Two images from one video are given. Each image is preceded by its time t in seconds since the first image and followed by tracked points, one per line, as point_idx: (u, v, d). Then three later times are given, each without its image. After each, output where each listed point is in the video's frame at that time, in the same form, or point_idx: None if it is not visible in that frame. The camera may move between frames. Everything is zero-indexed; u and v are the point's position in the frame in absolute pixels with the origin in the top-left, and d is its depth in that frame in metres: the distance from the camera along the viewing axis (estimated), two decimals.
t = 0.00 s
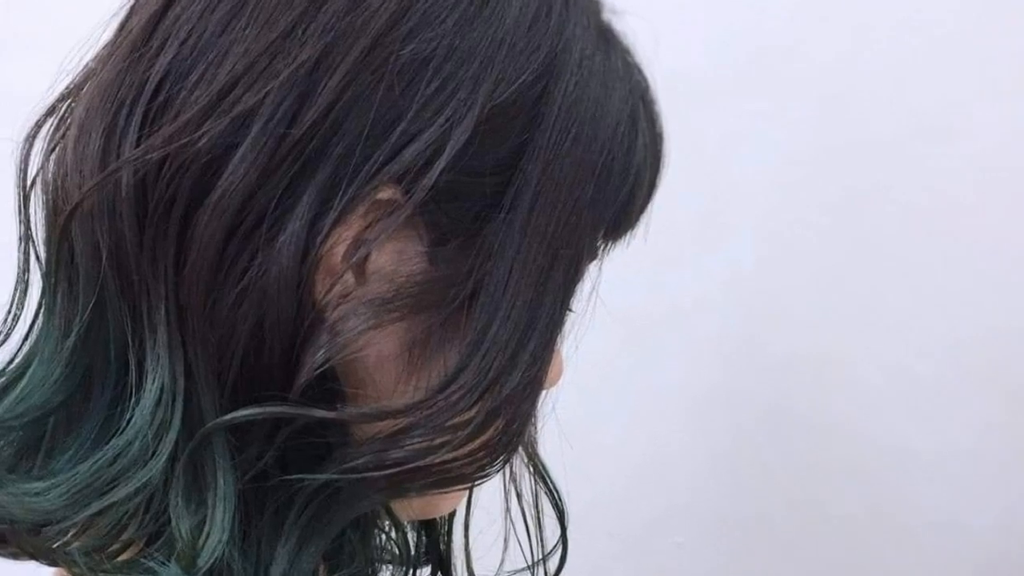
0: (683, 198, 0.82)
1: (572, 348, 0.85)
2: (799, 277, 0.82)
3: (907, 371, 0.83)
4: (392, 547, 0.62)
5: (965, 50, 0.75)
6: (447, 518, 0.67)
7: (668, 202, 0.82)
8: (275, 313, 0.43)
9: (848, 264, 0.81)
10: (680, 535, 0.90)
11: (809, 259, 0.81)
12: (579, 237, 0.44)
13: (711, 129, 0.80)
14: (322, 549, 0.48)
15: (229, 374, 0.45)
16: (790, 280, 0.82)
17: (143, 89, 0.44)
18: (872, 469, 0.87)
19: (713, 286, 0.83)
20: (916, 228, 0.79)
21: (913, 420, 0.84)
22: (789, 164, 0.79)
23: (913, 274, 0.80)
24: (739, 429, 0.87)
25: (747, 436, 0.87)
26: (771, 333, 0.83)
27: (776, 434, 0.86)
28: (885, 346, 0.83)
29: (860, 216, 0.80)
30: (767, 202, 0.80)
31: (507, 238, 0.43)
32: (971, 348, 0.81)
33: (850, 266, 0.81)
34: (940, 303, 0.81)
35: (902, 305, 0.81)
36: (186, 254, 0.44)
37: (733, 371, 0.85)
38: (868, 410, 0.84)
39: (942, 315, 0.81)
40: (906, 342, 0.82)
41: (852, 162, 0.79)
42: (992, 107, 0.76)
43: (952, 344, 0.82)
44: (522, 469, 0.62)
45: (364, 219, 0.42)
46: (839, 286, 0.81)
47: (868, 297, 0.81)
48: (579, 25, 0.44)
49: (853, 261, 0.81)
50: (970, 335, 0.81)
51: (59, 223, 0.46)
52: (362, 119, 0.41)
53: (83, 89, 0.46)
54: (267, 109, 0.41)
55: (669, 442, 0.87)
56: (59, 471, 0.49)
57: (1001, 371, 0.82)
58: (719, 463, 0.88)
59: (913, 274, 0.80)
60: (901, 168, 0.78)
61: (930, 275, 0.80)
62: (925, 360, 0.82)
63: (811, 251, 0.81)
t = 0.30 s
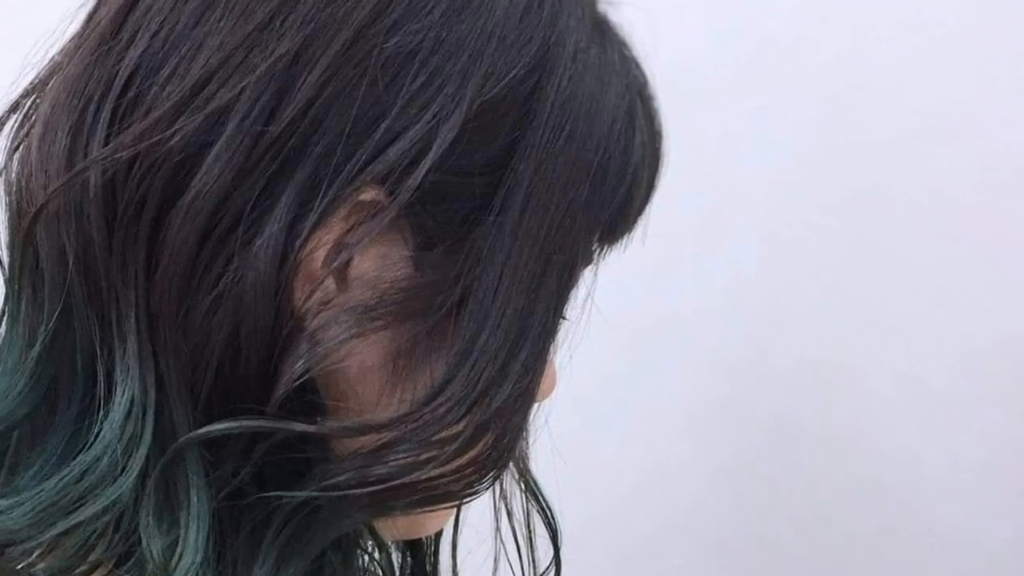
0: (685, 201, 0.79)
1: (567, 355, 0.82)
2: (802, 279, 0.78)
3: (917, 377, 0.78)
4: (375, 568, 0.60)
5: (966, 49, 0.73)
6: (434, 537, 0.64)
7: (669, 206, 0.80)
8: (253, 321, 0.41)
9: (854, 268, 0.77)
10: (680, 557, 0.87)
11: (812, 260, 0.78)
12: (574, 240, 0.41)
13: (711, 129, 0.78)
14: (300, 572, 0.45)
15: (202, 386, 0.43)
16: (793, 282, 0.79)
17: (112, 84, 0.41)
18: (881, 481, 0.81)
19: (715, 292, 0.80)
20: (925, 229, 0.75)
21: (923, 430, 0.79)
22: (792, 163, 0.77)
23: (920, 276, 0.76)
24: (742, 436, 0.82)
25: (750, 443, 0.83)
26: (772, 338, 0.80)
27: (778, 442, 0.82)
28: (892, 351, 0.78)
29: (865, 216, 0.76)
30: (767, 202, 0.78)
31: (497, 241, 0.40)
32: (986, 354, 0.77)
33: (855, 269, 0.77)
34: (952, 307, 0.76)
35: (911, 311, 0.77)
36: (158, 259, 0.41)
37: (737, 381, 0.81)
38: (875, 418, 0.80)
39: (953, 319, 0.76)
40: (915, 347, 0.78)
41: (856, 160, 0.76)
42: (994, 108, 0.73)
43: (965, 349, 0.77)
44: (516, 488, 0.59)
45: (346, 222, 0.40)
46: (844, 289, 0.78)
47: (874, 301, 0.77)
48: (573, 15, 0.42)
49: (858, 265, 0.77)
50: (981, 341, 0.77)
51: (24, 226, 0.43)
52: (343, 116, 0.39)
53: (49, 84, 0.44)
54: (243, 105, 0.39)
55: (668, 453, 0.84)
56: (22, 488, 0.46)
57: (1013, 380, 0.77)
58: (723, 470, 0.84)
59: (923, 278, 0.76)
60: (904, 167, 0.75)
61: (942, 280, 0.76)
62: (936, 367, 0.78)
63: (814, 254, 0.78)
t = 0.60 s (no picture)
0: (691, 195, 0.68)
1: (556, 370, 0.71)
2: (819, 296, 0.67)
3: (952, 407, 0.66)
4: None
5: (987, 42, 0.61)
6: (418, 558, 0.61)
7: (672, 201, 0.68)
8: (226, 330, 0.38)
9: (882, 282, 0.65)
10: None
11: (835, 272, 0.66)
12: (568, 244, 0.39)
13: (719, 116, 0.66)
14: None
15: (173, 400, 0.40)
16: (812, 297, 0.67)
17: (77, 79, 0.39)
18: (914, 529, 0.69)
19: (728, 300, 0.68)
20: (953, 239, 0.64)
21: (963, 470, 0.67)
22: (808, 162, 0.65)
23: (953, 293, 0.64)
24: (747, 468, 0.71)
25: (758, 478, 0.71)
26: (792, 358, 0.68)
27: (790, 479, 0.70)
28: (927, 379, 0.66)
29: (898, 224, 0.64)
30: (784, 204, 0.66)
31: (486, 244, 0.38)
32: None
33: (883, 283, 0.65)
34: (995, 330, 0.64)
35: (942, 333, 0.65)
36: (124, 264, 0.39)
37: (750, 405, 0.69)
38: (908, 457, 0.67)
39: (996, 347, 0.64)
40: (956, 376, 0.65)
41: (882, 159, 0.64)
42: None
43: (1008, 382, 0.65)
44: (505, 507, 0.55)
45: (326, 225, 0.38)
46: (873, 310, 0.66)
47: (908, 322, 0.65)
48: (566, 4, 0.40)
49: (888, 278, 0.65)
50: None
51: None
52: (322, 113, 0.37)
53: (12, 77, 0.42)
54: (215, 101, 0.37)
55: (668, 488, 0.72)
56: None
57: None
58: (724, 508, 0.72)
59: (953, 292, 0.64)
60: (932, 170, 0.63)
61: (964, 287, 0.64)
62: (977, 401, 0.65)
63: (843, 262, 0.66)
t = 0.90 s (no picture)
0: (691, 198, 0.64)
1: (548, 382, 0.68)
2: (827, 301, 0.63)
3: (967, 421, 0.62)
4: None
5: (1010, 29, 0.57)
6: None
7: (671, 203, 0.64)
8: (197, 340, 0.36)
9: (897, 291, 0.61)
10: None
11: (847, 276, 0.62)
12: (560, 248, 0.37)
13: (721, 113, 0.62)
14: None
15: (140, 414, 0.38)
16: (819, 303, 0.63)
17: (38, 73, 0.36)
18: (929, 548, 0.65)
19: (728, 310, 0.65)
20: (970, 244, 0.60)
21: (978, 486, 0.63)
22: (814, 162, 0.61)
23: (970, 302, 0.61)
24: (752, 483, 0.67)
25: (765, 495, 0.67)
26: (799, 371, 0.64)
27: (798, 496, 0.66)
28: (946, 390, 0.62)
29: (911, 227, 0.60)
30: (791, 205, 0.62)
31: (472, 248, 0.36)
32: None
33: (899, 292, 0.61)
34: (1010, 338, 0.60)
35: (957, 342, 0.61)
36: (87, 271, 0.36)
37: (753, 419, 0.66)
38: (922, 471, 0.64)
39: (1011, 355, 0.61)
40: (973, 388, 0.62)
41: (893, 158, 0.60)
42: None
43: None
44: (494, 530, 0.53)
45: (302, 229, 0.36)
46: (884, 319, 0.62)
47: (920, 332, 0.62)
48: None
49: (903, 286, 0.61)
50: None
51: None
52: (298, 109, 0.34)
53: None
54: (185, 95, 0.34)
55: (669, 504, 0.69)
56: None
57: None
58: (726, 525, 0.69)
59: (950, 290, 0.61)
60: (947, 168, 0.59)
61: (981, 295, 0.60)
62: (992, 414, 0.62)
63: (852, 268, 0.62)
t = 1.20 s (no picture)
0: (689, 202, 0.62)
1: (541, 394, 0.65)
2: (838, 314, 0.60)
3: (992, 439, 0.59)
4: None
5: None
6: None
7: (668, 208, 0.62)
8: (163, 351, 0.34)
9: (910, 298, 0.58)
10: None
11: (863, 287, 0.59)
12: (552, 252, 0.35)
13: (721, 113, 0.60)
14: None
15: (102, 431, 0.35)
16: (829, 314, 0.60)
17: None
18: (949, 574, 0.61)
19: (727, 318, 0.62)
20: (985, 250, 0.57)
21: (1003, 509, 0.60)
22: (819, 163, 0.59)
23: (991, 313, 0.57)
24: (761, 504, 0.64)
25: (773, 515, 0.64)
26: (807, 382, 0.61)
27: (811, 518, 0.63)
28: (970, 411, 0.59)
29: (922, 231, 0.57)
30: (797, 208, 0.60)
31: (460, 252, 0.34)
32: None
33: (911, 300, 0.58)
34: None
35: (977, 354, 0.58)
36: (44, 278, 0.34)
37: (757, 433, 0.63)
38: (941, 492, 0.60)
39: None
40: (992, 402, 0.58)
41: (903, 159, 0.57)
42: None
43: None
44: (482, 554, 0.51)
45: (275, 233, 0.33)
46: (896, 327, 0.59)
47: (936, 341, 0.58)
48: None
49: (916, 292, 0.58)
50: None
51: None
52: (271, 104, 0.32)
53: None
54: (150, 89, 0.32)
55: (669, 521, 0.66)
56: None
57: None
58: (734, 546, 0.65)
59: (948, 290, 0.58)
60: (959, 169, 0.56)
61: (981, 295, 0.57)
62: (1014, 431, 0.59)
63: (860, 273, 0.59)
